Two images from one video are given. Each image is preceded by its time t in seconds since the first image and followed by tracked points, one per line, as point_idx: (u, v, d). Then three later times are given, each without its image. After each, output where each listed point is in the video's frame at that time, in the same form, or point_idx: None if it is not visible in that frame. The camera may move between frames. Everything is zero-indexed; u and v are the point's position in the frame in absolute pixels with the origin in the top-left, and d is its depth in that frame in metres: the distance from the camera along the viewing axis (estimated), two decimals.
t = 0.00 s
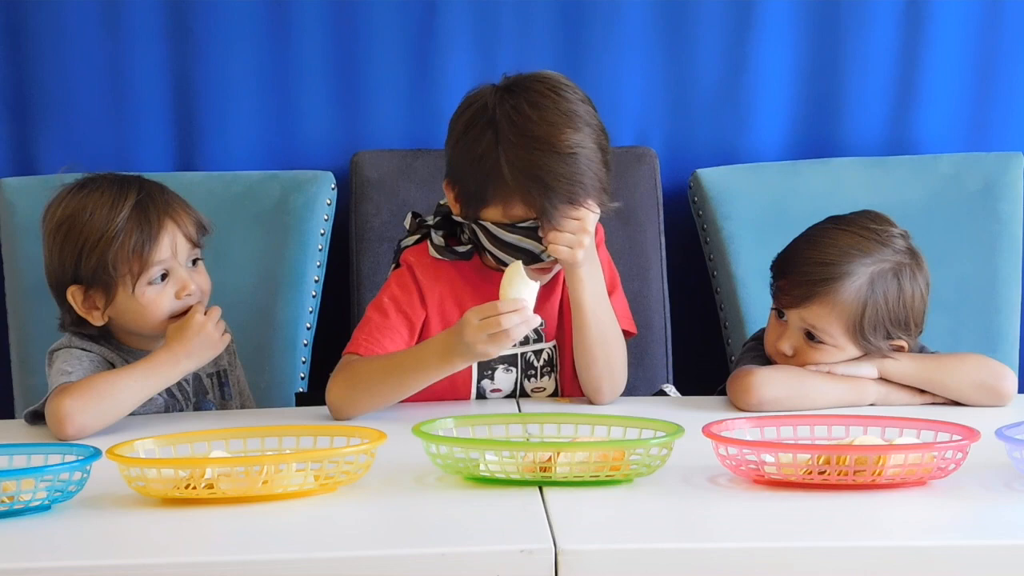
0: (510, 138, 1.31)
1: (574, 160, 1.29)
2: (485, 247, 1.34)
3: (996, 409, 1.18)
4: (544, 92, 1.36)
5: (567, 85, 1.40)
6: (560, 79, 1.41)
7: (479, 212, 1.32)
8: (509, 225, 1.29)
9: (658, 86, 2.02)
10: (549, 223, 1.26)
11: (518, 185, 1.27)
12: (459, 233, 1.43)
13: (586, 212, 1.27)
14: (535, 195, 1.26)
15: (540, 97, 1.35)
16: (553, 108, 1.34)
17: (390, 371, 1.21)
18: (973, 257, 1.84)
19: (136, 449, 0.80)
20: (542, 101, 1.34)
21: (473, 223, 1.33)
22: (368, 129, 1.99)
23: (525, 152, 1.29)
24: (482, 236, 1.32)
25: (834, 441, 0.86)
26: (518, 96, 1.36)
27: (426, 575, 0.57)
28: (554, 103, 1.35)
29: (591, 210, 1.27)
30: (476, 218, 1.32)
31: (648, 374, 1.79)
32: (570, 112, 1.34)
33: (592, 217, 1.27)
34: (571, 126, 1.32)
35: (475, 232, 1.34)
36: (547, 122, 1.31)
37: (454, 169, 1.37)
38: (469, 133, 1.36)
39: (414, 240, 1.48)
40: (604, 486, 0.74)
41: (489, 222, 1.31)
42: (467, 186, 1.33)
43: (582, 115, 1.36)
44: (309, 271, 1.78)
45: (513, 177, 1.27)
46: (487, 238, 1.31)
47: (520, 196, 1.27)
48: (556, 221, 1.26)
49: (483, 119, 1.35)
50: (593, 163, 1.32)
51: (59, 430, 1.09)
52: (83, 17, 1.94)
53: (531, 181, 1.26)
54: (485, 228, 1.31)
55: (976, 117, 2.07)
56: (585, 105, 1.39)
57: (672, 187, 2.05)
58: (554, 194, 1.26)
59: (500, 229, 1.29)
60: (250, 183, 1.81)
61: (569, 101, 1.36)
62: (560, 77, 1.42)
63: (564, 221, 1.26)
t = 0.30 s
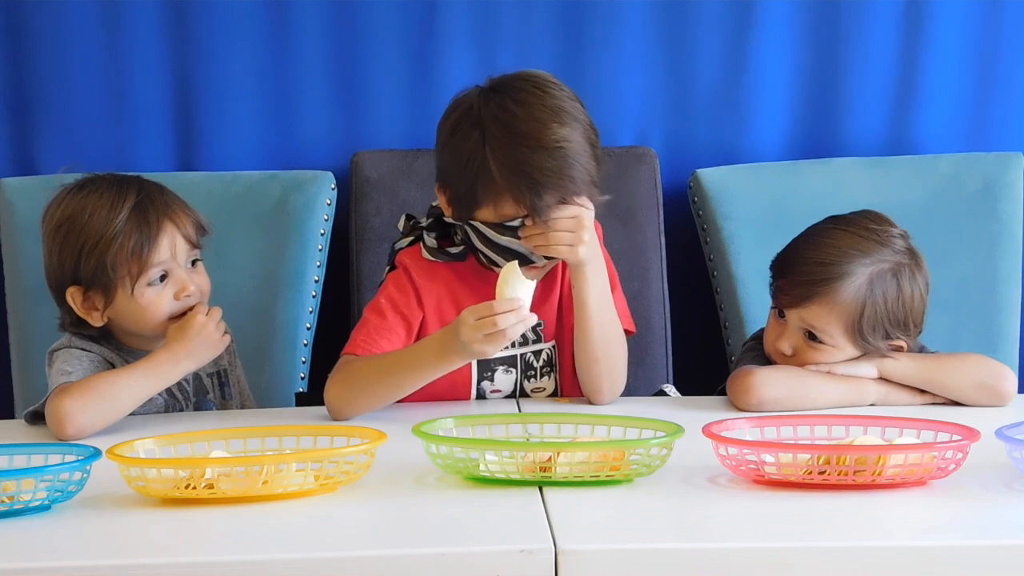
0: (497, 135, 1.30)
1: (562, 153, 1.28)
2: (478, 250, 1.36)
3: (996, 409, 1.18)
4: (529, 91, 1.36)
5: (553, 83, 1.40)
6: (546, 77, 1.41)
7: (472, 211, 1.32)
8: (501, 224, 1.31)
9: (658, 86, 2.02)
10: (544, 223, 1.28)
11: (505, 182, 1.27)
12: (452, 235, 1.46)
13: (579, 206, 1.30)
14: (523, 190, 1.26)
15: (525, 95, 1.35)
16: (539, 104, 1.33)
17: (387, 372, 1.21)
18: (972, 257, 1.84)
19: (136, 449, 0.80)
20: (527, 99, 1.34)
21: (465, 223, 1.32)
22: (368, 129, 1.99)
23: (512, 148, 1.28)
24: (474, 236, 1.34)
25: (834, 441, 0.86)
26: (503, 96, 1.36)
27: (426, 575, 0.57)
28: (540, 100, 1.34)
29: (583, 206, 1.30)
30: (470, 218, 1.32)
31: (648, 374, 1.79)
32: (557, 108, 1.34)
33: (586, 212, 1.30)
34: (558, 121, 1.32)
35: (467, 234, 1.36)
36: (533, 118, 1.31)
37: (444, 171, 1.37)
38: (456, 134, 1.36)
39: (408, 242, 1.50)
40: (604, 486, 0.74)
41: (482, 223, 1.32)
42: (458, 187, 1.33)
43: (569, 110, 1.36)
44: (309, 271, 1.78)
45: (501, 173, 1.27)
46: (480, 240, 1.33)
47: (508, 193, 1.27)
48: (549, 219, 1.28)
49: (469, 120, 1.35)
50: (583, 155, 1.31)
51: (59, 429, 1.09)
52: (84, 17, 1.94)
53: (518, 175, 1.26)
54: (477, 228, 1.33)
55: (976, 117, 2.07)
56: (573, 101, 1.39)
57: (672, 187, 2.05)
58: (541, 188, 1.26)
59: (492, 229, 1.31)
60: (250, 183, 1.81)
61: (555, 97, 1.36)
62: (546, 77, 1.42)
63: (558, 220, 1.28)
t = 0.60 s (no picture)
0: (492, 133, 1.31)
1: (558, 149, 1.29)
2: (472, 246, 1.35)
3: (996, 409, 1.18)
4: (525, 88, 1.36)
5: (550, 82, 1.40)
6: (543, 76, 1.42)
7: (469, 208, 1.32)
8: (495, 219, 1.29)
9: (658, 85, 2.02)
10: (532, 221, 1.26)
11: (501, 178, 1.27)
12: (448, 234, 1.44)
13: (569, 207, 1.29)
14: (519, 186, 1.26)
15: (521, 93, 1.36)
16: (535, 102, 1.34)
17: (385, 371, 1.21)
18: (972, 257, 1.84)
19: (136, 449, 0.80)
20: (523, 96, 1.35)
21: (462, 220, 1.33)
22: (368, 129, 1.99)
23: (507, 145, 1.29)
24: (467, 231, 1.33)
25: (834, 441, 0.86)
26: (499, 94, 1.36)
27: None
28: (536, 97, 1.35)
29: (576, 207, 1.29)
30: (467, 214, 1.32)
31: (648, 374, 1.79)
32: (553, 105, 1.35)
33: (577, 215, 1.28)
34: (555, 119, 1.33)
35: (461, 231, 1.36)
36: (529, 116, 1.32)
37: (440, 170, 1.37)
38: (452, 133, 1.37)
39: (404, 242, 1.51)
40: (604, 486, 0.74)
41: (477, 217, 1.31)
42: (455, 184, 1.33)
43: (565, 107, 1.36)
44: (309, 271, 1.78)
45: (496, 169, 1.27)
46: (473, 235, 1.32)
47: (504, 189, 1.27)
48: (538, 216, 1.26)
49: (466, 118, 1.36)
50: (580, 152, 1.32)
51: (59, 429, 1.09)
52: (84, 17, 1.94)
53: (513, 172, 1.26)
54: (471, 224, 1.31)
55: (976, 117, 2.07)
56: (569, 99, 1.40)
57: (672, 187, 2.05)
58: (538, 184, 1.26)
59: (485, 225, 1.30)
60: (251, 183, 1.81)
61: (551, 95, 1.37)
62: (542, 76, 1.43)
63: (545, 218, 1.26)
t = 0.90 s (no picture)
0: (494, 133, 1.31)
1: (559, 149, 1.29)
2: (473, 245, 1.35)
3: (996, 409, 1.18)
4: (527, 88, 1.36)
5: (552, 82, 1.40)
6: (545, 77, 1.42)
7: (469, 208, 1.32)
8: (495, 219, 1.29)
9: (658, 85, 2.02)
10: (532, 221, 1.26)
11: (502, 178, 1.27)
12: (449, 234, 1.45)
13: (569, 207, 1.28)
14: (519, 186, 1.26)
15: (523, 93, 1.36)
16: (536, 102, 1.34)
17: (385, 370, 1.21)
18: (972, 257, 1.84)
19: (136, 449, 0.80)
20: (525, 96, 1.35)
21: (461, 220, 1.33)
22: (368, 129, 1.99)
23: (507, 144, 1.29)
24: (468, 231, 1.33)
25: (834, 441, 0.86)
26: (501, 93, 1.36)
27: None
28: (537, 97, 1.35)
29: (576, 208, 1.29)
30: (467, 214, 1.32)
31: (648, 374, 1.79)
32: (554, 106, 1.35)
33: (578, 215, 1.28)
34: (557, 119, 1.33)
35: (461, 230, 1.36)
36: (530, 116, 1.32)
37: (441, 169, 1.37)
38: (453, 133, 1.37)
39: (405, 242, 1.50)
40: (604, 486, 0.74)
41: (477, 217, 1.31)
42: (455, 183, 1.33)
43: (566, 107, 1.36)
44: (309, 271, 1.78)
45: (497, 169, 1.28)
46: (473, 235, 1.33)
47: (505, 189, 1.27)
48: (538, 216, 1.26)
49: (467, 118, 1.36)
50: (581, 152, 1.32)
51: (59, 429, 1.09)
52: (84, 17, 1.94)
53: (514, 171, 1.26)
54: (472, 224, 1.32)
55: (976, 117, 2.07)
56: (571, 99, 1.40)
57: (672, 187, 2.05)
58: (537, 184, 1.26)
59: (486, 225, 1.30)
60: (251, 183, 1.81)
61: (553, 95, 1.37)
62: (545, 77, 1.42)
63: (544, 218, 1.26)
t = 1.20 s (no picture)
0: (493, 133, 1.31)
1: (559, 150, 1.29)
2: (472, 245, 1.35)
3: (996, 409, 1.18)
4: (527, 89, 1.36)
5: (551, 83, 1.40)
6: (545, 77, 1.42)
7: (469, 208, 1.32)
8: (495, 220, 1.29)
9: (658, 85, 2.02)
10: (531, 221, 1.26)
11: (501, 178, 1.27)
12: (449, 234, 1.45)
13: (569, 208, 1.28)
14: (518, 186, 1.26)
15: (523, 93, 1.36)
16: (537, 102, 1.34)
17: (385, 370, 1.21)
18: (972, 258, 1.84)
19: (136, 449, 0.80)
20: (524, 97, 1.35)
21: (461, 220, 1.33)
22: (368, 129, 1.99)
23: (507, 145, 1.29)
24: (467, 232, 1.33)
25: (834, 441, 0.86)
26: (500, 94, 1.36)
27: None
28: (538, 98, 1.35)
29: (576, 209, 1.29)
30: (467, 214, 1.32)
31: (648, 375, 1.79)
32: (554, 106, 1.35)
33: (578, 216, 1.29)
34: (556, 120, 1.33)
35: (461, 230, 1.36)
36: (530, 116, 1.32)
37: (440, 169, 1.37)
38: (453, 133, 1.37)
39: (405, 242, 1.50)
40: (604, 486, 0.74)
41: (477, 217, 1.31)
42: (455, 183, 1.33)
43: (567, 108, 1.36)
44: (309, 271, 1.78)
45: (496, 169, 1.28)
46: (473, 235, 1.33)
47: (504, 188, 1.27)
48: (537, 216, 1.26)
49: (467, 118, 1.36)
50: (580, 153, 1.32)
51: (53, 430, 1.09)
52: (84, 17, 1.94)
53: (513, 171, 1.26)
54: (471, 224, 1.31)
55: (976, 117, 2.07)
56: (571, 100, 1.39)
57: (672, 187, 2.05)
58: (537, 184, 1.26)
59: (484, 225, 1.30)
60: (250, 183, 1.81)
61: (553, 96, 1.37)
62: (545, 78, 1.43)
63: (544, 218, 1.27)
